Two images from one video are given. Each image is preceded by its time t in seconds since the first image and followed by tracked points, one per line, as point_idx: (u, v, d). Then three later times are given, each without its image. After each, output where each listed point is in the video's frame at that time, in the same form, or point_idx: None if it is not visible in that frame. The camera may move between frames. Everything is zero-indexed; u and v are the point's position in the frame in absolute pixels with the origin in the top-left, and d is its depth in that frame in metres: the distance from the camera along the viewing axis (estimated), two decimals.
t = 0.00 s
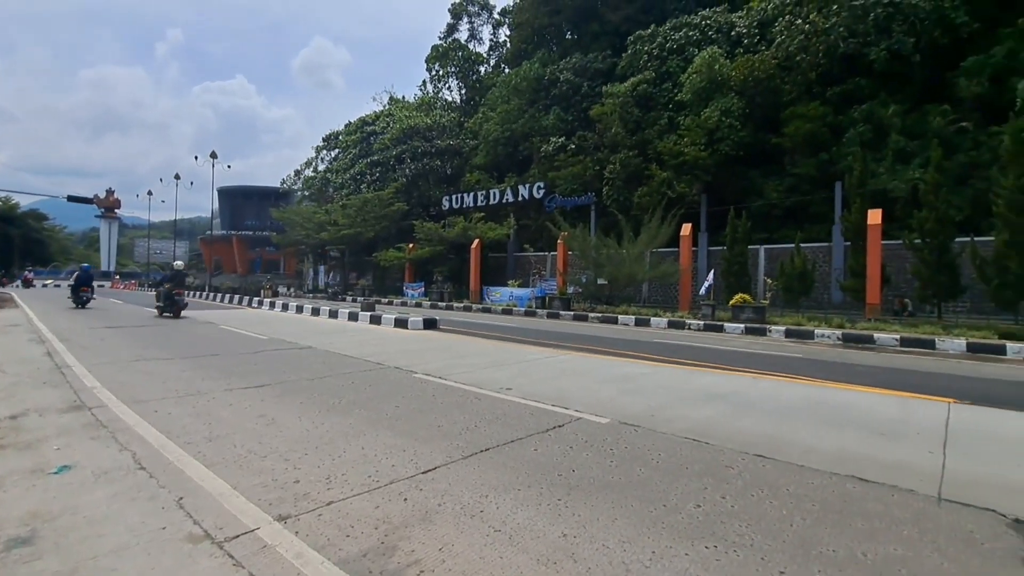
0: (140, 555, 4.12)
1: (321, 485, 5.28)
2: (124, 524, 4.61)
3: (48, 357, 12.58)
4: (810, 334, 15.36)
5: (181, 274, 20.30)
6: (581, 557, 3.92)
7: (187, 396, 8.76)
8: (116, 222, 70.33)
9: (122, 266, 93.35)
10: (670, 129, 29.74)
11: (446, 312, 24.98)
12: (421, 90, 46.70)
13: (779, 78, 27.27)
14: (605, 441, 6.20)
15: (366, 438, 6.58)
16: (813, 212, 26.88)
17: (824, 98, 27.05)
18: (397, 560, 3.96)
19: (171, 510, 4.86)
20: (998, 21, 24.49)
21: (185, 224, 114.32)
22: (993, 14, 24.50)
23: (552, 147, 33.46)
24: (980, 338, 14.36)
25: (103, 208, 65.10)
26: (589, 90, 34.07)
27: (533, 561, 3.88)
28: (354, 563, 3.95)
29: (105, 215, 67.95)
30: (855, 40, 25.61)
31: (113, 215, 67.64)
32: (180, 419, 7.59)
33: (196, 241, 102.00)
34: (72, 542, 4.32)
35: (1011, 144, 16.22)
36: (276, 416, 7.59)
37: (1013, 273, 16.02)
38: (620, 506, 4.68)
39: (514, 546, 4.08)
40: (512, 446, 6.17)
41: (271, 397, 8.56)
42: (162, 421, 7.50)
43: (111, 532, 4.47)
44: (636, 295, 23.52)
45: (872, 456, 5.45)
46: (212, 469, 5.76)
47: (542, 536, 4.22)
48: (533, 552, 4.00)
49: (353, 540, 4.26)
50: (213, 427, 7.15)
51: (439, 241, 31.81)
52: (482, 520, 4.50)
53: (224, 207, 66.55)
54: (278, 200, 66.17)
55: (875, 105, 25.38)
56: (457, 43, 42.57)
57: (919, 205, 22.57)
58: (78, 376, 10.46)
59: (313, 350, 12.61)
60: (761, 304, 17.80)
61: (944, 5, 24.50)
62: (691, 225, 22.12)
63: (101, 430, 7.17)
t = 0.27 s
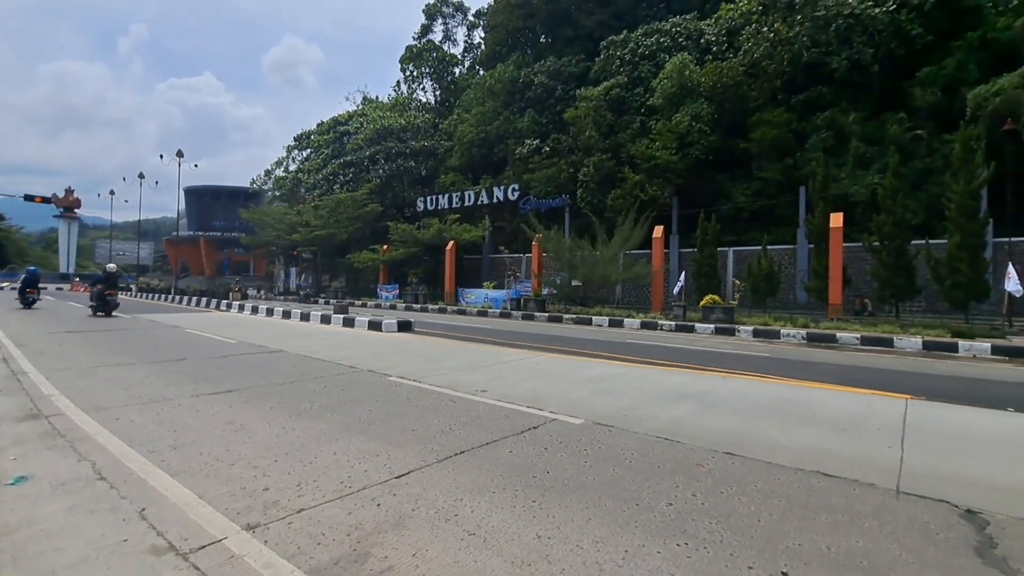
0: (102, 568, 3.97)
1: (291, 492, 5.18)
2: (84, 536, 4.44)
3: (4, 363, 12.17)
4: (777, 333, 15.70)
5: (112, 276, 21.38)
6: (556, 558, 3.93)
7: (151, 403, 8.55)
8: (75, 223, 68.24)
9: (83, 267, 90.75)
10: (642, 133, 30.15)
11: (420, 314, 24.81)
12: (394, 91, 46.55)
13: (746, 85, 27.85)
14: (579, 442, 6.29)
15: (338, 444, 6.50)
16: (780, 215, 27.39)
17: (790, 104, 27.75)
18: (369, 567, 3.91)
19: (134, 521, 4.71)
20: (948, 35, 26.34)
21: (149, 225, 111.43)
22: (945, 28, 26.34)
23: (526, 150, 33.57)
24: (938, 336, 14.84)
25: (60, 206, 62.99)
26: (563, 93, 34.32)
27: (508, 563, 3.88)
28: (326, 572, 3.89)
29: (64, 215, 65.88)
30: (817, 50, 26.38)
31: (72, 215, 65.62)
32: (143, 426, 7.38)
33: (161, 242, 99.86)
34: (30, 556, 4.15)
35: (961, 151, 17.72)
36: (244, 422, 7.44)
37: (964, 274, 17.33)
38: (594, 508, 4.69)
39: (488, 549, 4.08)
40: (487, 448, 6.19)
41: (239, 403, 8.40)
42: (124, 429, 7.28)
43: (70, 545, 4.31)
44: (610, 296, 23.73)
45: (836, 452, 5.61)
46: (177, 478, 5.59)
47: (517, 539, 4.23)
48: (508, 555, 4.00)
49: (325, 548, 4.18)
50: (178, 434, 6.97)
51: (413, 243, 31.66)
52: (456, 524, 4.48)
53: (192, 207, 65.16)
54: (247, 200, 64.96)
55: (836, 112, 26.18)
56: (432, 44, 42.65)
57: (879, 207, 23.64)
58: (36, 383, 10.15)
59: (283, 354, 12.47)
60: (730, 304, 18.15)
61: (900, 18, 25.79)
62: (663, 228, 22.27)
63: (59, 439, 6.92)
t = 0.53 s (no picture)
0: None
1: (262, 500, 5.05)
2: (44, 549, 4.26)
3: None
4: (747, 333, 16.00)
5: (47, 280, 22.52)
6: (534, 561, 3.92)
7: (115, 409, 8.31)
8: (35, 224, 66.26)
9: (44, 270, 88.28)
10: (617, 136, 30.49)
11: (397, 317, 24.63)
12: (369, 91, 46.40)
13: (716, 91, 28.29)
14: (556, 443, 6.33)
15: (313, 449, 6.35)
16: (749, 218, 27.95)
17: (758, 110, 28.22)
18: None
19: (96, 533, 4.54)
20: (907, 46, 26.86)
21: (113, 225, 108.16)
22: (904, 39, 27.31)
23: (503, 152, 33.63)
24: (900, 335, 15.30)
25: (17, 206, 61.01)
26: (539, 96, 34.51)
27: (484, 567, 3.86)
28: None
29: (23, 216, 63.88)
30: (785, 58, 26.83)
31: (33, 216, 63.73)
32: (107, 434, 7.16)
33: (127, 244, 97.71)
34: None
35: (919, 156, 18.37)
36: (213, 428, 7.25)
37: (922, 275, 18.02)
38: (575, 512, 4.65)
39: (465, 553, 4.05)
40: (463, 451, 6.18)
41: (209, 408, 8.23)
42: (86, 437, 7.05)
43: (30, 557, 4.14)
44: (585, 298, 23.90)
45: (804, 448, 5.78)
46: (142, 488, 5.38)
47: (494, 541, 4.21)
48: (484, 558, 3.98)
49: (298, 556, 4.09)
50: (143, 443, 6.72)
51: (389, 244, 31.47)
52: (433, 528, 4.44)
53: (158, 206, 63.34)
54: (218, 200, 63.60)
55: (802, 118, 26.80)
56: (408, 45, 42.71)
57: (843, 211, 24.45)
58: None
59: (254, 358, 12.32)
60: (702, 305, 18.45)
61: (863, 28, 26.40)
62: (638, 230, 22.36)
63: (18, 449, 6.67)
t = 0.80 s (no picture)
0: None
1: (230, 508, 4.93)
2: (2, 564, 4.13)
3: None
4: (717, 333, 16.29)
5: None
6: (509, 564, 3.91)
7: (76, 417, 8.10)
8: None
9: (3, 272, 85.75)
10: (591, 139, 30.78)
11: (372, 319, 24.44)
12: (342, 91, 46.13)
13: (686, 96, 28.68)
14: (531, 445, 6.36)
15: (285, 455, 6.24)
16: (719, 220, 28.52)
17: (727, 115, 28.81)
18: None
19: (55, 547, 4.41)
20: (866, 55, 27.95)
21: (77, 226, 105.58)
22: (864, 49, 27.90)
23: (477, 153, 33.66)
24: (863, 333, 15.79)
25: None
26: (514, 98, 34.64)
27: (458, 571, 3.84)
28: None
29: None
30: (751, 65, 27.64)
31: None
32: (67, 442, 6.96)
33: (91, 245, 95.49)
34: None
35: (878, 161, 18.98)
36: (179, 435, 7.08)
37: (882, 276, 18.58)
38: (549, 515, 4.63)
39: (440, 558, 4.03)
40: (438, 454, 6.16)
41: (175, 415, 8.05)
42: (45, 446, 6.84)
43: None
44: (560, 299, 23.99)
45: (772, 444, 5.93)
46: (104, 499, 5.23)
47: (469, 545, 4.20)
48: (459, 562, 3.96)
49: (268, 565, 4.02)
50: (105, 452, 6.52)
51: (363, 245, 31.28)
52: (407, 533, 4.40)
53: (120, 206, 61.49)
54: (186, 201, 61.98)
55: (768, 124, 27.46)
56: (382, 45, 42.61)
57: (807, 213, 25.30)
58: None
59: (223, 363, 12.16)
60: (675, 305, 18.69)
61: (824, 37, 27.52)
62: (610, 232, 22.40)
63: None
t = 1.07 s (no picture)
0: None
1: (196, 519, 4.81)
2: None
3: None
4: (686, 333, 16.55)
5: None
6: (482, 567, 3.91)
7: (33, 427, 7.87)
8: None
9: None
10: (563, 142, 31.01)
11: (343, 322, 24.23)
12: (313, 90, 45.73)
13: (656, 101, 29.17)
14: (505, 447, 6.37)
15: (252, 463, 6.10)
16: (687, 223, 29.05)
17: (694, 120, 29.30)
18: None
19: (11, 563, 4.29)
20: (824, 64, 28.62)
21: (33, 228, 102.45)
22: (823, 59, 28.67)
23: (450, 155, 33.65)
24: (824, 332, 16.26)
25: None
26: (487, 100, 34.72)
27: None
28: None
29: None
30: (717, 71, 28.18)
31: None
32: (23, 454, 6.75)
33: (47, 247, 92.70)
34: None
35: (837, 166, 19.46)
36: (141, 444, 6.90)
37: (841, 277, 19.13)
38: (522, 517, 4.62)
39: (413, 563, 4.00)
40: (411, 458, 6.12)
41: (137, 423, 7.85)
42: None
43: None
44: (534, 301, 24.08)
45: (740, 442, 6.05)
46: (60, 513, 5.07)
47: (442, 549, 4.18)
48: (432, 568, 3.94)
49: None
50: (62, 463, 6.33)
51: (333, 248, 30.94)
52: (380, 539, 4.35)
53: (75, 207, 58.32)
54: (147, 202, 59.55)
55: (734, 129, 28.19)
56: (352, 45, 42.39)
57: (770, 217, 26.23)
58: None
59: (187, 369, 11.95)
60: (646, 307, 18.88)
61: (785, 46, 28.08)
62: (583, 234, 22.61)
63: None
